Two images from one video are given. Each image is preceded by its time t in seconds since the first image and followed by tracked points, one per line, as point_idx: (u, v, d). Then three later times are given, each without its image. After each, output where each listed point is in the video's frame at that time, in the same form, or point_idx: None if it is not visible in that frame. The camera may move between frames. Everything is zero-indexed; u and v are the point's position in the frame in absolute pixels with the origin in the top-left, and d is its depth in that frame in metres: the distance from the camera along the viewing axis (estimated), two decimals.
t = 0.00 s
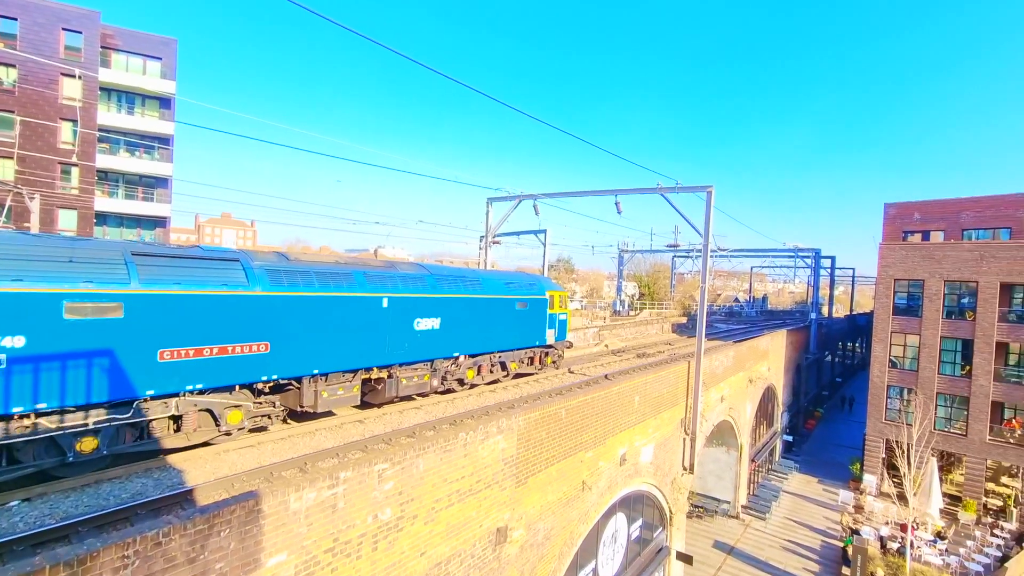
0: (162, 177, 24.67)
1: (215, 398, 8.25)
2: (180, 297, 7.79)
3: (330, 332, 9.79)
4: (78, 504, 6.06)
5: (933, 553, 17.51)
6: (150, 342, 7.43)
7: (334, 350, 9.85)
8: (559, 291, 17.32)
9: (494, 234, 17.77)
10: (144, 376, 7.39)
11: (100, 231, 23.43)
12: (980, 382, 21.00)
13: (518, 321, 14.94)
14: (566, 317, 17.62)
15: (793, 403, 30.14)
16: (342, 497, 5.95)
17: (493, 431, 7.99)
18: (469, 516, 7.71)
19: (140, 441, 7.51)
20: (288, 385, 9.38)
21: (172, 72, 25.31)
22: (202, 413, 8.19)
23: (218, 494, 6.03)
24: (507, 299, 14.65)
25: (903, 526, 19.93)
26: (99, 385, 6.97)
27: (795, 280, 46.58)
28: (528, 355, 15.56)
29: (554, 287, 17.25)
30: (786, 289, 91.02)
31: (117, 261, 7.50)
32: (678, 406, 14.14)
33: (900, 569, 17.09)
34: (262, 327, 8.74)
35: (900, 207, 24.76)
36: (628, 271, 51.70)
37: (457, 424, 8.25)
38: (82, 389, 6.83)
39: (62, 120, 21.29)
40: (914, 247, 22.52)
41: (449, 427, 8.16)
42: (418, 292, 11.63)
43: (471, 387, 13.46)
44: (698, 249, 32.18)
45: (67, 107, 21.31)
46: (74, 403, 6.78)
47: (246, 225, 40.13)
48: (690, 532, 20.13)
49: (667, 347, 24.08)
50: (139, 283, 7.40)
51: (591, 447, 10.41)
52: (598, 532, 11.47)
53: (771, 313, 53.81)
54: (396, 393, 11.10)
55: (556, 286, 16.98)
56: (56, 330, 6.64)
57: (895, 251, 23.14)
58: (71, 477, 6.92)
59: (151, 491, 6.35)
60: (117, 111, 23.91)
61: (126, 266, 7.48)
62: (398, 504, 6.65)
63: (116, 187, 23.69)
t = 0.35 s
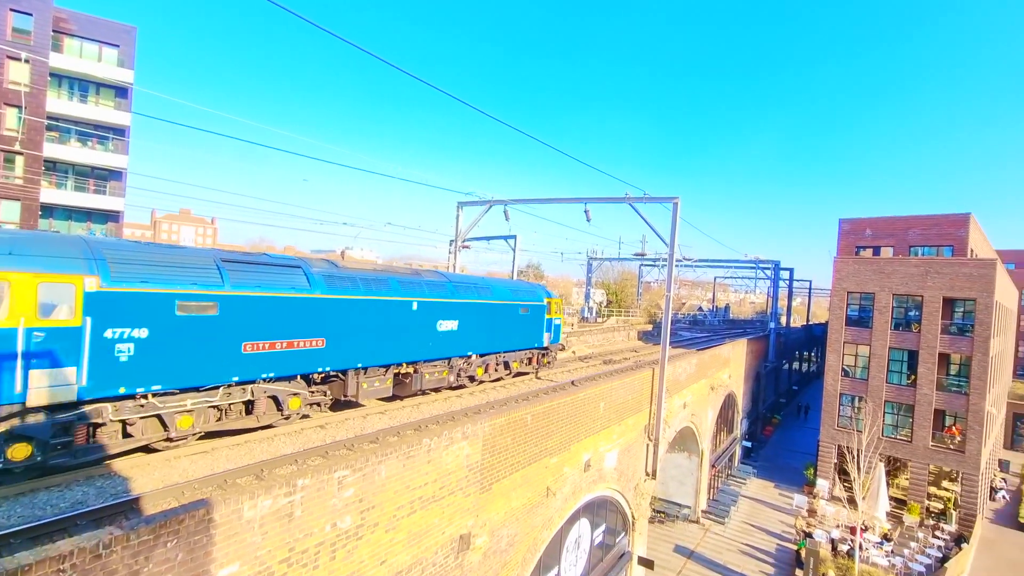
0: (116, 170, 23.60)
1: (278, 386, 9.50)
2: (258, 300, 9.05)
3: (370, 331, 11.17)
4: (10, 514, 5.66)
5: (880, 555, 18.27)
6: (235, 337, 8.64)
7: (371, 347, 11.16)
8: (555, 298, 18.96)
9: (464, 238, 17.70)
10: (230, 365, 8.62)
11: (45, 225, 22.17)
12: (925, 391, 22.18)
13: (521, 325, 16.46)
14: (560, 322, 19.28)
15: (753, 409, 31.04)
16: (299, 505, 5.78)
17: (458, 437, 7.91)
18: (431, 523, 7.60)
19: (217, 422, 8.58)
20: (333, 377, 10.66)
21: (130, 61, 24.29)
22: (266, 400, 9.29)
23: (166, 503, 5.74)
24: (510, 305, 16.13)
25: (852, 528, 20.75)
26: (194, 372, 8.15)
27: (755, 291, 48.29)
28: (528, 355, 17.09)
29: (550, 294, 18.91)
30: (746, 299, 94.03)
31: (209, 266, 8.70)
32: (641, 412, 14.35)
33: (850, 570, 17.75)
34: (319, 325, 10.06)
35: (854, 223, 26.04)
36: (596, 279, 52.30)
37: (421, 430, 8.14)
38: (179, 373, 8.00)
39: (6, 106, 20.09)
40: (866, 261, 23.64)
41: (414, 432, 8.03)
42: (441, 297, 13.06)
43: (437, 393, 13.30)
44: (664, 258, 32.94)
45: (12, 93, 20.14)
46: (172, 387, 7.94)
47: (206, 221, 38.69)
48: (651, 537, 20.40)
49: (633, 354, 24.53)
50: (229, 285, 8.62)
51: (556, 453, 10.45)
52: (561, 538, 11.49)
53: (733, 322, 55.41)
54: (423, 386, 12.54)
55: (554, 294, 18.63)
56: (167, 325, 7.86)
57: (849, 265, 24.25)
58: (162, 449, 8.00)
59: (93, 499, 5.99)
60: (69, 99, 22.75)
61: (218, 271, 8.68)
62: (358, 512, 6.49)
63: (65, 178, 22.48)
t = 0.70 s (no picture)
0: (64, 159, 22.41)
1: (322, 377, 11.01)
2: (310, 303, 10.54)
3: (394, 329, 12.74)
4: None
5: (830, 553, 19.01)
6: (294, 334, 10.13)
7: (395, 344, 12.72)
8: (547, 302, 20.64)
9: (433, 239, 17.54)
10: (287, 357, 10.05)
11: None
12: (873, 395, 23.30)
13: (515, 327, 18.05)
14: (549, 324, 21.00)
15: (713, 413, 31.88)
16: (255, 512, 5.58)
17: (422, 440, 7.81)
18: (393, 529, 7.46)
19: (274, 406, 10.03)
20: (365, 370, 12.17)
21: (82, 45, 23.15)
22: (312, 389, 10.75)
23: (110, 511, 5.44)
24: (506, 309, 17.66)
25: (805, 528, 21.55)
26: (262, 363, 9.59)
27: (717, 298, 49.85)
28: (520, 355, 18.64)
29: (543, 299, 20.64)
30: (708, 306, 96.77)
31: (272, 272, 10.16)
32: (607, 415, 14.52)
33: (802, 569, 18.40)
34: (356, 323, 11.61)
35: (810, 234, 27.21)
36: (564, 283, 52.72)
37: (386, 433, 8.00)
38: (250, 362, 9.43)
39: None
40: (821, 271, 24.65)
41: (378, 435, 7.88)
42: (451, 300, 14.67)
43: (403, 396, 13.11)
44: (631, 264, 33.60)
45: None
46: (245, 373, 9.37)
47: (161, 216, 37.06)
48: (614, 539, 20.65)
49: (599, 358, 24.85)
50: (290, 289, 10.10)
51: (521, 457, 10.44)
52: (525, 541, 11.51)
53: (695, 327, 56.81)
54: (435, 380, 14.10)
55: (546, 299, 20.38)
56: (243, 322, 9.29)
57: (806, 274, 25.21)
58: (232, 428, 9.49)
59: (27, 509, 5.61)
60: (12, 82, 21.46)
61: (280, 277, 10.13)
62: (317, 519, 6.31)
63: (6, 166, 21.16)
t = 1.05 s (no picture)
0: (18, 149, 21.34)
1: (358, 370, 12.63)
2: (352, 306, 12.22)
3: (416, 329, 14.32)
4: None
5: (794, 550, 19.54)
6: (339, 332, 11.81)
7: (416, 343, 14.40)
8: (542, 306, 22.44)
9: (407, 240, 17.36)
10: (334, 352, 11.68)
11: None
12: (836, 397, 24.11)
13: (514, 327, 19.66)
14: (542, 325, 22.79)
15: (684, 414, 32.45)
16: (218, 518, 5.41)
17: (394, 443, 7.70)
18: (363, 533, 7.35)
19: (319, 395, 11.64)
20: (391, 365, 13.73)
21: (39, 31, 22.11)
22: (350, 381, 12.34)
23: (62, 518, 5.19)
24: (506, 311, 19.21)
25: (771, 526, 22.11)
26: (315, 357, 11.23)
27: (689, 301, 50.88)
28: (517, 354, 20.23)
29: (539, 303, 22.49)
30: (681, 309, 98.63)
31: (318, 278, 11.78)
32: (580, 417, 14.60)
33: (768, 567, 18.87)
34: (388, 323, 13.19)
35: (778, 240, 28.01)
36: (540, 285, 52.99)
37: (358, 435, 7.87)
38: (305, 355, 10.99)
39: None
40: (788, 276, 25.37)
41: (348, 438, 7.75)
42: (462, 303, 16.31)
43: (377, 399, 12.95)
44: (605, 267, 34.00)
45: None
46: (301, 364, 10.94)
47: (123, 211, 35.62)
48: (586, 540, 20.80)
49: (573, 360, 25.06)
50: (337, 293, 11.72)
51: (494, 459, 10.41)
52: (498, 543, 11.48)
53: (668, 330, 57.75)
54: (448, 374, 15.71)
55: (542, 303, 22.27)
56: (302, 322, 10.94)
57: (774, 279, 25.91)
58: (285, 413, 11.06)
59: None
60: None
61: (328, 283, 11.79)
62: (283, 524, 6.15)
63: None
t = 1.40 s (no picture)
0: None
1: (390, 364, 14.33)
2: (387, 308, 13.93)
3: (438, 328, 16.01)
4: None
5: (772, 547, 19.88)
6: (377, 330, 13.53)
7: (438, 340, 16.10)
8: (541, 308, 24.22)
9: (390, 239, 17.24)
10: (372, 348, 13.38)
11: None
12: (812, 396, 24.63)
13: (517, 327, 21.30)
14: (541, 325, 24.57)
15: (666, 414, 32.84)
16: (194, 520, 5.30)
17: (375, 443, 7.63)
18: (342, 535, 7.25)
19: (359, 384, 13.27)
20: (416, 360, 15.36)
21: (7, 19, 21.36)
22: (382, 373, 14.06)
23: (29, 523, 5.01)
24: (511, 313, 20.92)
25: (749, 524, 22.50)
26: (358, 352, 12.94)
27: (670, 301, 51.53)
28: (518, 352, 21.79)
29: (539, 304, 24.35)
30: (663, 310, 99.83)
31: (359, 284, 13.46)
32: (563, 417, 14.65)
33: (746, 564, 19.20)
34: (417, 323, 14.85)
35: (758, 242, 28.52)
36: (524, 285, 53.13)
37: (338, 435, 7.78)
38: (350, 349, 12.66)
39: None
40: (767, 278, 25.81)
41: (329, 439, 7.66)
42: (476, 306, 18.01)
43: (360, 399, 12.85)
44: (588, 267, 34.25)
45: None
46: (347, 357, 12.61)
47: (96, 206, 34.55)
48: (569, 539, 20.92)
49: (557, 360, 25.19)
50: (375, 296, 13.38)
51: (477, 459, 10.40)
52: (480, 543, 11.48)
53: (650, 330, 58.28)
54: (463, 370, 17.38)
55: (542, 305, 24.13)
56: (348, 322, 12.66)
57: (753, 280, 26.35)
58: (332, 401, 12.76)
59: None
60: None
61: (367, 288, 13.50)
62: (262, 526, 6.06)
63: None
